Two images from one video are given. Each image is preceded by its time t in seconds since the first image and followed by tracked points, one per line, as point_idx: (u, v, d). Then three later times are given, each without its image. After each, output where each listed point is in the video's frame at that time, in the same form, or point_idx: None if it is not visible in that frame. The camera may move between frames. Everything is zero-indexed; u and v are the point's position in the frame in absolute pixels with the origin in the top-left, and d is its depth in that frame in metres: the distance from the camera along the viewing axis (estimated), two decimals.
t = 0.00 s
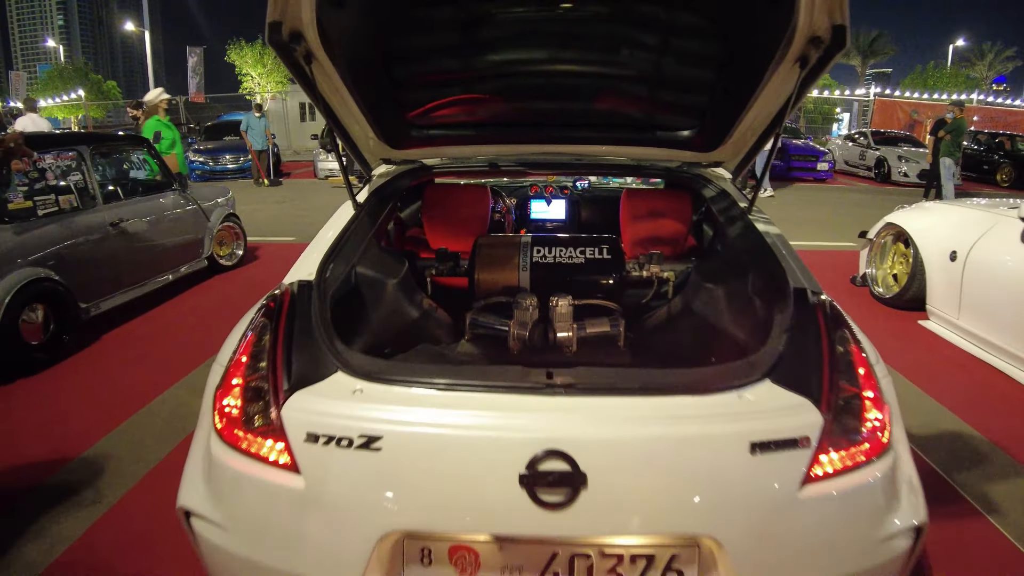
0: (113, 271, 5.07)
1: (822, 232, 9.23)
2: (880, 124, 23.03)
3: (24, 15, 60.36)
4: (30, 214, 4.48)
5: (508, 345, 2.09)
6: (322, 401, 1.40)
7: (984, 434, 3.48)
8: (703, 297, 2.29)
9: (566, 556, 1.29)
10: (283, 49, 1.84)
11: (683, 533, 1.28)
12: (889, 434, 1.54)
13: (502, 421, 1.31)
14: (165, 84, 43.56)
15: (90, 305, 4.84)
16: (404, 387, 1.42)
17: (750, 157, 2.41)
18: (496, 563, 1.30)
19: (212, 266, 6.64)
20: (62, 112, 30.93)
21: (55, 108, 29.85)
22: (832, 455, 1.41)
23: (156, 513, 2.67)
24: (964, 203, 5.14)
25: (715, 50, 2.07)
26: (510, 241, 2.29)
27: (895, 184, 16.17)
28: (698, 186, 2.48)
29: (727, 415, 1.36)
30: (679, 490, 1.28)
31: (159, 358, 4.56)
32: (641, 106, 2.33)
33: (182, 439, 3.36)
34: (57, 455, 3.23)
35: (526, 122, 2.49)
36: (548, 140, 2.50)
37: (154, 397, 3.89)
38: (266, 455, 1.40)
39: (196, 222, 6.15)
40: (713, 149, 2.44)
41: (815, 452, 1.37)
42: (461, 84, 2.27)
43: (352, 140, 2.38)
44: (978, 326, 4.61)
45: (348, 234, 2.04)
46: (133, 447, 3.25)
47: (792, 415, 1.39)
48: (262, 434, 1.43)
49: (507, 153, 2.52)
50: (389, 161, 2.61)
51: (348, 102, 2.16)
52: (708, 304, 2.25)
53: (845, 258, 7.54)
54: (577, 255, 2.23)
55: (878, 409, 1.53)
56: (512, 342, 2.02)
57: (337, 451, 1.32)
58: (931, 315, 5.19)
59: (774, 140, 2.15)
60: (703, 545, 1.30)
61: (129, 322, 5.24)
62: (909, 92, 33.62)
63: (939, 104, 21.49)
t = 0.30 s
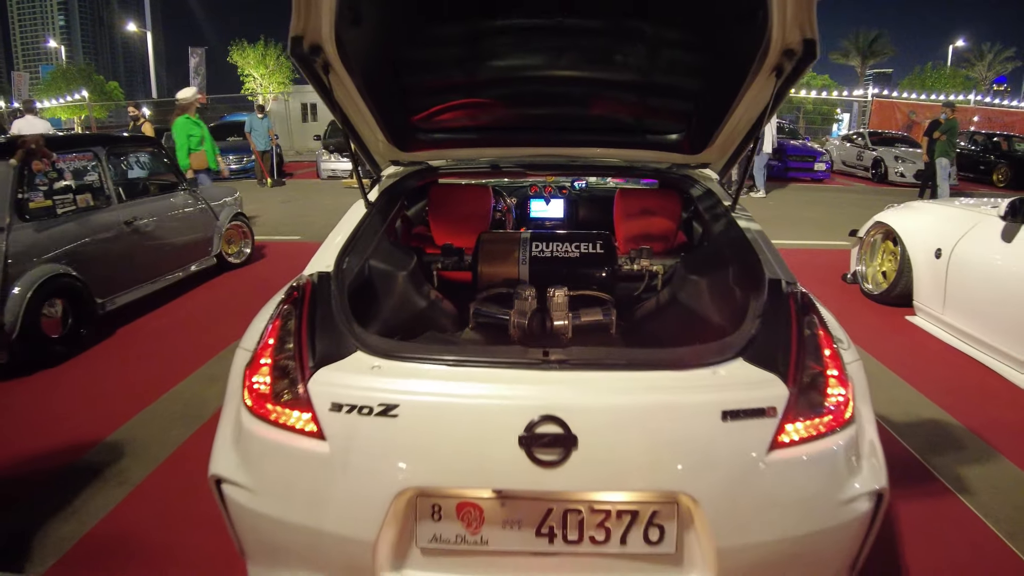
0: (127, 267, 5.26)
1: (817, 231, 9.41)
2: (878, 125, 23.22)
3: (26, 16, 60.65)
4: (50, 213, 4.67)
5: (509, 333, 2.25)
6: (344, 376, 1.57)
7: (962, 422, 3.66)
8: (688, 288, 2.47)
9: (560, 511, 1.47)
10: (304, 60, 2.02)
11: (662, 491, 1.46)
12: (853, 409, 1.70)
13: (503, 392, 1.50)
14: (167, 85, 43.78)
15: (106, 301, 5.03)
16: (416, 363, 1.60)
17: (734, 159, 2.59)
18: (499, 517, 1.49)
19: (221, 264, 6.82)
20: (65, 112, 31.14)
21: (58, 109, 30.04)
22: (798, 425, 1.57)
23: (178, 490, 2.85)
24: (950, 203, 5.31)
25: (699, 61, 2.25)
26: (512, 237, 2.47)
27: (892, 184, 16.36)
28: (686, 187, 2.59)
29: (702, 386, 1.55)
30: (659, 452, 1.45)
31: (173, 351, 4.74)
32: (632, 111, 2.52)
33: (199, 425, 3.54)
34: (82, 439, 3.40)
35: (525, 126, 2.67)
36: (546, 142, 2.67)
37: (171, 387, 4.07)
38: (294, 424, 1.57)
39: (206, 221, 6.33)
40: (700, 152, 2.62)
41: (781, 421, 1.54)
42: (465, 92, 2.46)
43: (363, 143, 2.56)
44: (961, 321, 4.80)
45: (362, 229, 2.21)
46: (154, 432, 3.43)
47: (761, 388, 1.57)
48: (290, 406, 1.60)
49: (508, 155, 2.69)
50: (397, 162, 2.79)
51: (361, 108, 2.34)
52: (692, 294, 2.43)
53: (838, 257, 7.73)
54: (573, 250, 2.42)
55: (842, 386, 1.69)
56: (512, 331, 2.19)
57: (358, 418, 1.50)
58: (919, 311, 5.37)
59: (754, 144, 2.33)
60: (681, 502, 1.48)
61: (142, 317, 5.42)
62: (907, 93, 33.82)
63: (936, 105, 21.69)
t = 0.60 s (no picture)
0: (141, 266, 5.43)
1: (813, 232, 9.58)
2: (876, 126, 23.37)
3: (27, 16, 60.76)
4: (70, 213, 4.83)
5: (514, 325, 2.41)
6: (367, 361, 1.75)
7: (946, 412, 3.83)
8: (680, 284, 2.64)
9: (562, 480, 1.64)
10: (326, 72, 2.19)
11: (654, 462, 1.63)
12: (830, 391, 1.85)
13: (510, 375, 1.68)
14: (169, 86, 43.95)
15: (121, 298, 5.20)
16: (432, 350, 1.77)
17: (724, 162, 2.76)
18: (507, 486, 1.66)
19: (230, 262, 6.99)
20: (66, 112, 31.27)
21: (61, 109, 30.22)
22: (777, 405, 1.73)
23: (200, 472, 3.01)
24: (938, 204, 5.49)
25: (690, 73, 2.43)
26: (516, 236, 2.65)
27: (889, 185, 16.53)
28: (680, 188, 2.83)
29: (690, 370, 1.72)
30: (650, 427, 1.63)
31: (187, 346, 4.91)
32: (629, 118, 2.69)
33: (217, 414, 3.70)
34: (105, 428, 3.56)
35: (528, 132, 2.83)
36: (547, 147, 2.84)
37: (187, 380, 4.23)
38: (321, 403, 1.74)
39: (216, 221, 6.50)
40: (693, 156, 2.79)
41: (760, 401, 1.70)
42: (473, 100, 2.63)
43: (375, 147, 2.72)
44: (949, 317, 4.97)
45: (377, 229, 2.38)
46: (174, 421, 3.59)
47: (744, 370, 1.74)
48: (318, 388, 1.77)
49: (512, 158, 2.86)
50: (407, 165, 2.95)
51: (376, 114, 2.51)
52: (684, 289, 2.60)
53: (832, 257, 7.90)
54: (573, 248, 2.61)
55: (819, 370, 1.84)
56: (517, 325, 2.36)
57: (382, 398, 1.68)
58: (909, 309, 5.54)
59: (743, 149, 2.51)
60: (671, 473, 1.64)
61: (155, 314, 5.58)
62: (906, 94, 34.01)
63: (934, 106, 21.88)
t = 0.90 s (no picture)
0: (156, 266, 5.59)
1: (812, 233, 9.74)
2: (876, 128, 23.50)
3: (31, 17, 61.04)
4: (89, 214, 5.01)
5: (522, 321, 2.57)
6: (392, 350, 1.91)
7: (935, 407, 3.99)
8: (679, 282, 2.81)
9: (571, 460, 1.80)
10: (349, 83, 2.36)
11: (654, 443, 1.78)
12: (817, 380, 2.01)
13: (523, 364, 1.84)
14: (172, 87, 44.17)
15: (137, 297, 5.37)
16: (451, 340, 1.94)
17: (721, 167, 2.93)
18: (521, 465, 1.82)
19: (240, 262, 7.16)
20: (71, 113, 31.48)
21: (65, 110, 30.44)
22: (767, 392, 1.89)
23: (224, 461, 3.16)
24: (931, 206, 5.66)
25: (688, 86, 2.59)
26: (524, 237, 2.82)
27: (888, 186, 16.69)
28: (679, 192, 2.93)
29: (687, 359, 1.88)
30: (651, 411, 1.79)
31: (202, 343, 5.07)
32: (630, 125, 2.85)
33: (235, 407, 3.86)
34: (129, 420, 3.72)
35: (535, 139, 2.99)
36: (553, 153, 3.00)
37: (204, 375, 4.39)
38: (349, 390, 1.90)
39: (227, 221, 6.66)
40: (691, 162, 2.95)
41: (752, 388, 1.86)
42: (484, 109, 2.79)
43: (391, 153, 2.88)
44: (940, 316, 5.13)
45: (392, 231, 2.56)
46: (195, 413, 3.75)
47: (737, 360, 1.90)
48: (347, 376, 1.92)
49: (520, 163, 3.02)
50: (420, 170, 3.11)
51: (393, 121, 2.67)
52: (682, 287, 2.77)
53: (829, 257, 8.06)
54: (578, 248, 2.79)
55: (806, 360, 2.00)
56: (525, 323, 2.50)
57: (406, 384, 1.84)
58: (902, 308, 5.70)
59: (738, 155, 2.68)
60: (670, 453, 1.80)
61: (169, 313, 5.75)
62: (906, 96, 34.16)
63: (932, 108, 22.03)
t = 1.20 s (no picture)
0: (172, 265, 5.75)
1: (810, 234, 9.91)
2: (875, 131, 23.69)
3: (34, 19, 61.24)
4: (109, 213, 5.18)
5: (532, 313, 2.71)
6: (417, 337, 2.07)
7: (926, 400, 4.16)
8: (682, 277, 2.96)
9: (583, 437, 1.96)
10: (373, 91, 2.52)
11: (660, 422, 1.94)
12: (810, 366, 2.17)
13: (538, 350, 1.99)
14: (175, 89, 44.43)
15: (153, 295, 5.52)
16: (472, 328, 2.10)
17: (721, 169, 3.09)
18: (537, 442, 1.98)
19: (251, 262, 7.32)
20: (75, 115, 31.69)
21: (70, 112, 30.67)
22: (763, 376, 2.05)
23: (247, 449, 3.32)
24: (925, 206, 5.82)
25: (690, 93, 2.75)
26: (535, 235, 2.98)
27: (886, 189, 16.87)
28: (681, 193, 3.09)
29: (689, 346, 2.04)
30: (657, 392, 1.94)
31: (218, 339, 5.23)
32: (635, 129, 3.02)
33: (254, 399, 4.01)
34: (154, 411, 3.87)
35: (544, 142, 3.16)
36: (562, 155, 3.17)
37: (222, 369, 4.55)
38: (378, 373, 2.06)
39: (239, 222, 6.83)
40: (692, 164, 3.11)
41: (749, 371, 2.02)
42: (497, 114, 2.96)
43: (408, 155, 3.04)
44: (934, 313, 5.30)
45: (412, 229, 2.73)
46: (216, 404, 3.91)
47: (736, 346, 2.06)
48: (376, 361, 2.08)
49: (530, 165, 3.18)
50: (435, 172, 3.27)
51: (412, 125, 2.83)
52: (684, 282, 2.93)
53: (827, 257, 8.23)
54: (587, 246, 2.95)
55: (800, 348, 2.16)
56: (537, 313, 2.64)
57: (430, 368, 2.00)
58: (897, 306, 5.86)
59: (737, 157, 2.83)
60: (675, 431, 1.96)
61: (184, 311, 5.91)
62: (905, 99, 34.39)
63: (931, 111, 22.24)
